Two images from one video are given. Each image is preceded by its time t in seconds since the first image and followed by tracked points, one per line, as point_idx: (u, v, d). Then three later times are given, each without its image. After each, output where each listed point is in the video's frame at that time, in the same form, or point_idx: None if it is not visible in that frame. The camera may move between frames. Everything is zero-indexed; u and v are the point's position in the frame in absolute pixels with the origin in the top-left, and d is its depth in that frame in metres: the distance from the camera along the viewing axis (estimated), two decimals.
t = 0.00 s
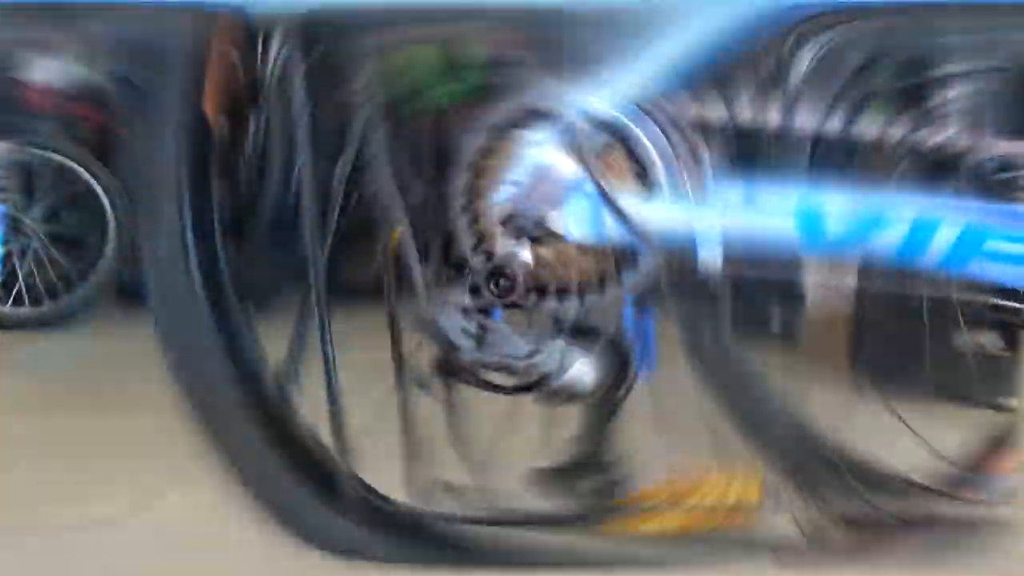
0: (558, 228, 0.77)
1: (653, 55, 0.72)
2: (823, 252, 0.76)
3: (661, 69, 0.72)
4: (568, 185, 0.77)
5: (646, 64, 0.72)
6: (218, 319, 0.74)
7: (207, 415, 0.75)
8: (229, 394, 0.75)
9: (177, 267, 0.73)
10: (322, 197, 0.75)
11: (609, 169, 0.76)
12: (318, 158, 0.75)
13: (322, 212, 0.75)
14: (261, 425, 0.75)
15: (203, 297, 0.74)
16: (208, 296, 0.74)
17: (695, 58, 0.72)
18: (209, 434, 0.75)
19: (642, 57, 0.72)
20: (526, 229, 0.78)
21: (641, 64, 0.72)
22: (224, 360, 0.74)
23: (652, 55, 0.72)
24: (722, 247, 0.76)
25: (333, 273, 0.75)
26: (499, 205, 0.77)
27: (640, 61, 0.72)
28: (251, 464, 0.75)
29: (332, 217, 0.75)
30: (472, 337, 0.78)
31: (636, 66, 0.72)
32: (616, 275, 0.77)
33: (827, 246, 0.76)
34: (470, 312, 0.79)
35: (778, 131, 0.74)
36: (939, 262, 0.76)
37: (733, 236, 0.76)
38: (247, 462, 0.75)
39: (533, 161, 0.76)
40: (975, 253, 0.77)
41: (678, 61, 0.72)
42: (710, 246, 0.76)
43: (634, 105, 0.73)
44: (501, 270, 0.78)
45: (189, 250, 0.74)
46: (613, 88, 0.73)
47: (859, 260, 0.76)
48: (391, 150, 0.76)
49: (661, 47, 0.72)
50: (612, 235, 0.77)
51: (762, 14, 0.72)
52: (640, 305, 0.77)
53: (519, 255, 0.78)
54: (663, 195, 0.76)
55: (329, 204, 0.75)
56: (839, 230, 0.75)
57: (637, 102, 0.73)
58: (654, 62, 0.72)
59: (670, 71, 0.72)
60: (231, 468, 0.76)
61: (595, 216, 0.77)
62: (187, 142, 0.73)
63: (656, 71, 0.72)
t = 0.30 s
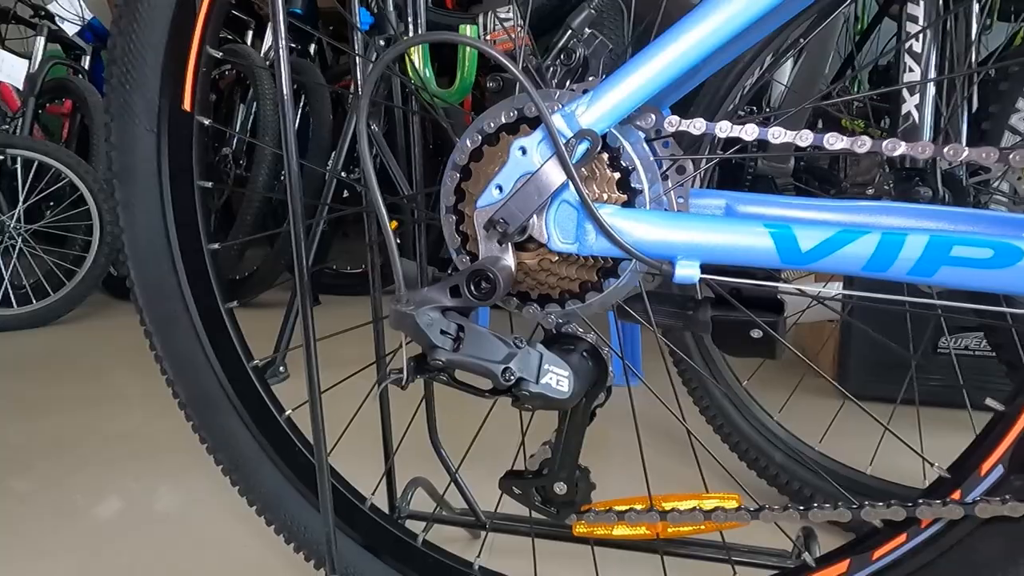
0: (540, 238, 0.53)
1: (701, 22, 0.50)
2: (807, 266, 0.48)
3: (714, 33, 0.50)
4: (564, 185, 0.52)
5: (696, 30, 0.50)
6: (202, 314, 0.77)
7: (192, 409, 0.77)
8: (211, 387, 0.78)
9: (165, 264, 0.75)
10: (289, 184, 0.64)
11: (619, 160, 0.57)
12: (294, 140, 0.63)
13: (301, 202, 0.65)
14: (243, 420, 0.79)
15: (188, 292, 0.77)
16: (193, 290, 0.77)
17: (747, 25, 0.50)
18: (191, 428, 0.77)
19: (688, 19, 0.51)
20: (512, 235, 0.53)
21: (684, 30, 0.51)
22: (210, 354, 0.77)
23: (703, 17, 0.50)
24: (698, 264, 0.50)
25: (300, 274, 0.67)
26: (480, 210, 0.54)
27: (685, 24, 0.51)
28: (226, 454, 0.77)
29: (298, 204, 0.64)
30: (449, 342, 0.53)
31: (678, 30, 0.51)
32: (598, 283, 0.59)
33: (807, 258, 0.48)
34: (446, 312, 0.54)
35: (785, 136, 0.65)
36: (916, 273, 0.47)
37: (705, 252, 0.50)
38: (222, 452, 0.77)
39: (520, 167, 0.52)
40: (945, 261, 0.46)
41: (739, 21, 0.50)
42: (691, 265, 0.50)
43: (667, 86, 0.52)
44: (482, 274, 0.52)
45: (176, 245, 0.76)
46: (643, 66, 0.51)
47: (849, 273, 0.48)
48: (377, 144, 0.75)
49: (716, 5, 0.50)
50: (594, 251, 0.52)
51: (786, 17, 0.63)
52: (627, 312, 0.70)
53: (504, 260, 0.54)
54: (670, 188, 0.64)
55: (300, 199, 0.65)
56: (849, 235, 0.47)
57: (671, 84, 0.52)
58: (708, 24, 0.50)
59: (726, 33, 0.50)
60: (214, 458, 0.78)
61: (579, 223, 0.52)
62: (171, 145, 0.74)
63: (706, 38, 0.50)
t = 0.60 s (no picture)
0: (512, 239, 0.53)
1: (680, 19, 0.50)
2: (774, 266, 0.49)
3: (692, 29, 0.50)
4: (535, 187, 0.52)
5: (675, 26, 0.51)
6: (176, 316, 0.77)
7: (170, 411, 0.76)
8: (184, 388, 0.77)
9: (141, 267, 0.75)
10: (264, 186, 0.64)
11: (590, 160, 0.58)
12: (269, 142, 0.63)
13: (276, 204, 0.65)
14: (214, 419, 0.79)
15: (161, 293, 0.77)
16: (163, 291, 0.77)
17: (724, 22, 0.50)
18: (170, 431, 0.77)
19: (666, 16, 0.51)
20: (484, 236, 0.53)
21: (662, 26, 0.51)
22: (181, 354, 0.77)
23: (682, 13, 0.51)
24: (668, 265, 0.51)
25: (275, 278, 0.67)
26: (452, 211, 0.54)
27: (664, 20, 0.51)
28: (203, 457, 0.77)
29: (273, 206, 0.64)
30: (422, 343, 0.54)
31: (656, 27, 0.51)
32: (572, 283, 0.59)
33: (774, 259, 0.49)
34: (419, 313, 0.54)
35: (752, 138, 0.66)
36: (880, 273, 0.48)
37: (674, 252, 0.51)
38: (201, 455, 0.77)
39: (492, 169, 0.53)
40: (908, 261, 0.47)
41: (717, 18, 0.50)
42: (661, 265, 0.50)
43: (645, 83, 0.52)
44: (454, 276, 0.53)
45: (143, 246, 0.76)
46: (621, 61, 0.51)
47: (815, 272, 0.49)
48: (355, 144, 0.76)
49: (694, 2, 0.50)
50: (565, 252, 0.52)
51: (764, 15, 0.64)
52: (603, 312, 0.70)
53: (476, 261, 0.54)
54: (640, 188, 0.65)
55: (275, 201, 0.65)
56: (814, 235, 0.48)
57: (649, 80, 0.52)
58: (686, 20, 0.50)
59: (704, 30, 0.51)
60: (192, 461, 0.78)
61: (550, 224, 0.53)
62: (147, 148, 0.74)
63: (685, 35, 0.51)
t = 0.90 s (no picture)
0: (484, 241, 0.54)
1: (649, 19, 0.51)
2: (741, 266, 0.49)
3: (662, 30, 0.51)
4: (506, 188, 0.52)
5: (645, 27, 0.51)
6: (154, 317, 0.76)
7: (145, 414, 0.76)
8: (161, 392, 0.76)
9: (115, 269, 0.74)
10: (238, 189, 0.64)
11: (563, 161, 0.58)
12: (243, 144, 0.63)
13: (250, 206, 0.65)
14: (196, 423, 0.77)
15: (139, 294, 0.75)
16: (141, 295, 0.76)
17: (694, 23, 0.51)
18: (146, 434, 0.77)
19: (636, 17, 0.51)
20: (456, 238, 0.54)
21: (632, 27, 0.51)
22: (161, 357, 0.76)
23: (651, 14, 0.51)
24: (638, 265, 0.51)
25: (249, 280, 0.67)
26: (425, 214, 0.54)
27: (634, 21, 0.51)
28: (180, 460, 0.76)
29: (247, 209, 0.64)
30: (394, 345, 0.54)
31: (626, 28, 0.51)
32: (545, 284, 0.59)
33: (741, 259, 0.49)
34: (392, 315, 0.54)
35: (723, 140, 0.66)
36: (844, 273, 0.48)
37: (643, 253, 0.51)
38: (177, 458, 0.76)
39: (464, 171, 0.53)
40: (872, 261, 0.48)
41: (686, 18, 0.50)
42: (630, 266, 0.51)
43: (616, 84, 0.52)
44: (426, 278, 0.53)
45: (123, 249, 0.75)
46: (591, 62, 0.52)
47: (782, 273, 0.49)
48: (332, 146, 0.76)
49: (663, 2, 0.50)
50: (536, 253, 0.53)
51: (737, 15, 0.64)
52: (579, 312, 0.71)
53: (448, 263, 0.54)
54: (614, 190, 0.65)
55: (249, 203, 0.65)
56: (780, 236, 0.49)
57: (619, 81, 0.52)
58: (656, 21, 0.51)
59: (674, 30, 0.51)
60: (169, 463, 0.78)
61: (522, 226, 0.53)
62: (122, 150, 0.74)
63: (654, 36, 0.51)
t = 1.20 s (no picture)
0: (455, 242, 0.54)
1: (621, 20, 0.51)
2: (709, 267, 0.50)
3: (634, 30, 0.51)
4: (476, 190, 0.53)
5: (617, 27, 0.51)
6: (129, 319, 0.76)
7: (121, 417, 0.75)
8: (136, 395, 0.76)
9: (89, 271, 0.74)
10: (211, 190, 0.64)
11: (535, 162, 0.58)
12: (216, 145, 0.63)
13: (224, 208, 0.65)
14: (172, 426, 0.77)
15: (113, 296, 0.75)
16: (115, 297, 0.75)
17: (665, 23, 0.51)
18: (121, 437, 0.76)
19: (608, 17, 0.51)
20: (428, 239, 0.54)
21: (604, 27, 0.51)
22: (136, 359, 0.76)
23: (623, 14, 0.51)
24: (607, 266, 0.52)
25: (223, 283, 0.67)
26: (396, 215, 0.55)
27: (605, 22, 0.51)
28: (156, 464, 0.76)
29: (220, 211, 0.64)
30: (366, 346, 0.54)
31: (598, 28, 0.52)
32: (519, 285, 0.60)
33: (709, 259, 0.50)
34: (364, 316, 0.54)
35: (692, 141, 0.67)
36: (810, 273, 0.49)
37: (614, 254, 0.51)
38: (153, 461, 0.76)
39: (436, 172, 0.53)
40: (837, 261, 0.49)
41: (657, 19, 0.51)
42: (600, 266, 0.51)
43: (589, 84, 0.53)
44: (398, 279, 0.53)
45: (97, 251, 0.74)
46: (565, 63, 0.52)
47: (748, 272, 0.50)
48: (309, 148, 0.76)
49: (635, 2, 0.51)
50: (508, 254, 0.53)
51: (710, 17, 0.65)
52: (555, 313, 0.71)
53: (420, 264, 0.54)
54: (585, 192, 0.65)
55: (222, 204, 0.65)
56: (747, 236, 0.49)
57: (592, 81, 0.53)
58: (628, 21, 0.51)
59: (645, 31, 0.51)
60: (144, 467, 0.77)
61: (493, 227, 0.53)
62: (96, 150, 0.73)
63: (626, 36, 0.51)
